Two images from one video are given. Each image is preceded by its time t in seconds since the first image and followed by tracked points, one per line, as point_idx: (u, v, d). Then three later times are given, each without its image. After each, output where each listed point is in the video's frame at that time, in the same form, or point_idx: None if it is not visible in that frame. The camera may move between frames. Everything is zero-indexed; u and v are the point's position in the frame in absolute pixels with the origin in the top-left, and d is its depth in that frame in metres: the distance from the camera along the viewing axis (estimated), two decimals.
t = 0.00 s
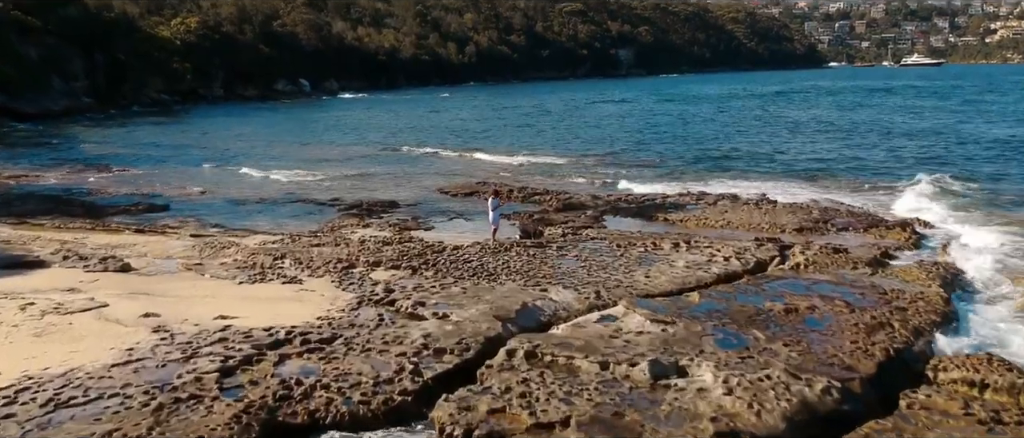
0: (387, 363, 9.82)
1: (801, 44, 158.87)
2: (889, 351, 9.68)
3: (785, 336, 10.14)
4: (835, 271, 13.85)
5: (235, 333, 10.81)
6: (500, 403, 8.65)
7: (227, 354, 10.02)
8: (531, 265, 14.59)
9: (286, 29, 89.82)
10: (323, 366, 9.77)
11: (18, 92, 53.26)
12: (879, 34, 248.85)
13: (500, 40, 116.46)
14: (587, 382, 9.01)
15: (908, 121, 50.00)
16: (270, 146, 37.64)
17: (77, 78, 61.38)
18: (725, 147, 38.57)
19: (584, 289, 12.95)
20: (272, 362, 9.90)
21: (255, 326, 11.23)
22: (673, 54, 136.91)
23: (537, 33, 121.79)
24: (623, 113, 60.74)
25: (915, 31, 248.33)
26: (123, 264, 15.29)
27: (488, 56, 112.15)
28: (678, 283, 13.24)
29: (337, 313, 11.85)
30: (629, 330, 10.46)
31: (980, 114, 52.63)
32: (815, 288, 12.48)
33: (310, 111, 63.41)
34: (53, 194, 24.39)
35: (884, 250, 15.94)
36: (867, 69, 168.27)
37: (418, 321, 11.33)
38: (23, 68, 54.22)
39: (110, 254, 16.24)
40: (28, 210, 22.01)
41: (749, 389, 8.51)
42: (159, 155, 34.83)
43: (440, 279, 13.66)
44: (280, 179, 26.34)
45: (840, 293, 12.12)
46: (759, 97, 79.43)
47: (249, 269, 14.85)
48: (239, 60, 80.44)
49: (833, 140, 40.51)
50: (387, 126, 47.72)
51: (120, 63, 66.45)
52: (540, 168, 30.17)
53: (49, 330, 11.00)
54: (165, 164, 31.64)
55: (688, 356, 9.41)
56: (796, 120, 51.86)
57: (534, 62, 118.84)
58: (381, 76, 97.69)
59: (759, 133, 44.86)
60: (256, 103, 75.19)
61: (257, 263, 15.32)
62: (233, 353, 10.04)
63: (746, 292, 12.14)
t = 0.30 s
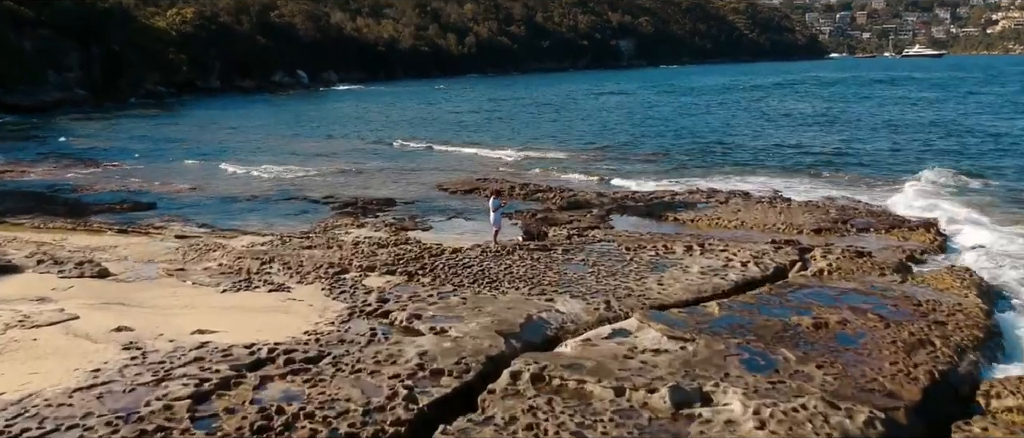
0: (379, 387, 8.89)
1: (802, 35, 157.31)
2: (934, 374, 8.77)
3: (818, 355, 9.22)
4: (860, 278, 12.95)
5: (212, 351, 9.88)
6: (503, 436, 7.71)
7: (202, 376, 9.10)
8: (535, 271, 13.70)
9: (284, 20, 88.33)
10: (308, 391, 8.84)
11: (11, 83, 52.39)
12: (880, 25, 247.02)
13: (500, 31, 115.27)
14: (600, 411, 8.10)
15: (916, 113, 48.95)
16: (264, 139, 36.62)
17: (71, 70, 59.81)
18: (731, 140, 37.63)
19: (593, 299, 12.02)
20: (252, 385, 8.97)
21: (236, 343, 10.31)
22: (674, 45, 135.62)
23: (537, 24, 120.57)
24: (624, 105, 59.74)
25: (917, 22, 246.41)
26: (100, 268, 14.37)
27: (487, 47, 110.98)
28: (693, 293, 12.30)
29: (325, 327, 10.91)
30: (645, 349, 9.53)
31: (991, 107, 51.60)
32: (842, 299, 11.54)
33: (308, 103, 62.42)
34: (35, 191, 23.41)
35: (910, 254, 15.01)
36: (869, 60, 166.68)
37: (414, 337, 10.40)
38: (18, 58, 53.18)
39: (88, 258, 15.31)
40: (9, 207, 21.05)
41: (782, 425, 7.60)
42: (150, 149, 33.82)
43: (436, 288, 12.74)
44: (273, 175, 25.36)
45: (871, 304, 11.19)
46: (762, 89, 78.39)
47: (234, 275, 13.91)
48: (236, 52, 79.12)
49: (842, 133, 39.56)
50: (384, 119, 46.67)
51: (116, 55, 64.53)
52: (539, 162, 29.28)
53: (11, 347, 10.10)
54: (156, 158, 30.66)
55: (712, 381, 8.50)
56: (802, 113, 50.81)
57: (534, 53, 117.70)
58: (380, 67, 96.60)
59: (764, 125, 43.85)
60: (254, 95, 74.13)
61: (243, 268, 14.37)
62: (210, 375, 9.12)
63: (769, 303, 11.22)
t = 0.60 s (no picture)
0: (367, 418, 7.99)
1: (803, 25, 155.94)
2: (987, 405, 7.87)
3: (856, 382, 8.31)
4: (888, 288, 12.01)
5: (183, 374, 8.96)
6: None
7: (171, 406, 8.17)
8: (538, 279, 12.74)
9: (281, 11, 87.14)
10: (287, 424, 7.92)
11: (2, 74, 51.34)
12: (881, 15, 245.33)
13: (499, 21, 114.03)
14: None
15: (923, 104, 47.97)
16: (257, 133, 35.65)
17: (64, 62, 58.86)
18: (737, 133, 36.69)
19: (601, 312, 11.07)
20: (226, 418, 8.07)
21: (212, 364, 9.38)
22: (675, 35, 134.37)
23: (537, 14, 119.32)
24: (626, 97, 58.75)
25: (918, 12, 244.69)
26: (73, 275, 13.42)
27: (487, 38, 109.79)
28: (710, 305, 11.36)
29: (311, 345, 9.97)
30: (662, 374, 8.59)
31: (1000, 98, 50.57)
32: (875, 314, 10.59)
33: (305, 94, 61.38)
34: (17, 189, 22.42)
35: (937, 259, 14.05)
36: (871, 50, 165.26)
37: (407, 358, 9.47)
38: (9, 48, 51.92)
39: (62, 264, 14.33)
40: None
41: None
42: (140, 143, 32.81)
43: (431, 299, 11.79)
44: (265, 172, 24.40)
45: (908, 320, 10.25)
46: (765, 80, 77.30)
47: (216, 284, 12.95)
48: (233, 42, 77.85)
49: (849, 125, 38.59)
50: (382, 112, 45.64)
51: (114, 49, 63.35)
52: (540, 157, 28.34)
53: None
54: (145, 153, 29.66)
55: (740, 415, 7.61)
56: (806, 104, 49.85)
57: (535, 44, 116.38)
58: (379, 58, 95.39)
59: (770, 118, 42.85)
60: (250, 86, 72.98)
61: (226, 276, 13.42)
62: (180, 405, 8.19)
63: (794, 319, 10.29)
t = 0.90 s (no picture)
0: None
1: (805, 16, 154.49)
2: None
3: (900, 419, 7.42)
4: (920, 301, 11.09)
5: (146, 406, 8.06)
6: None
7: None
8: (542, 290, 11.80)
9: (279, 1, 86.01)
10: None
11: None
12: (882, 6, 243.45)
13: (499, 12, 112.82)
14: None
15: (931, 96, 46.97)
16: (251, 126, 34.70)
17: (57, 54, 57.60)
18: (743, 126, 35.72)
19: (611, 328, 10.14)
20: None
21: (181, 392, 8.47)
22: (675, 26, 133.10)
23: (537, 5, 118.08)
24: (627, 88, 57.75)
25: (919, 3, 242.80)
26: (41, 284, 12.48)
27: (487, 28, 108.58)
28: (728, 320, 10.42)
29: (291, 368, 9.05)
30: (682, 406, 7.70)
31: (1008, 89, 49.56)
32: (911, 332, 9.66)
33: (302, 86, 60.33)
34: None
35: (967, 265, 13.10)
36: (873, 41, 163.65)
37: (398, 385, 8.55)
38: None
39: (32, 272, 13.39)
40: None
41: None
42: (130, 138, 31.86)
43: (425, 313, 10.85)
44: (255, 169, 23.48)
45: (949, 339, 9.33)
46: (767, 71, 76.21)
47: (194, 295, 12.00)
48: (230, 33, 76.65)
49: (857, 118, 37.59)
50: (379, 104, 44.66)
51: (104, 38, 62.12)
52: (542, 152, 27.40)
53: None
54: (134, 148, 28.76)
55: None
56: (811, 96, 48.88)
57: (535, 34, 115.16)
58: (377, 49, 94.24)
59: (775, 110, 41.88)
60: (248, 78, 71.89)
61: (206, 285, 12.46)
62: None
63: (823, 339, 9.37)
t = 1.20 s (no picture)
0: None
1: (808, 5, 152.87)
2: None
3: None
4: (955, 317, 10.16)
5: None
6: None
7: None
8: (544, 301, 10.85)
9: None
10: None
11: None
12: None
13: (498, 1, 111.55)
14: None
15: (938, 85, 45.91)
16: (243, 119, 33.75)
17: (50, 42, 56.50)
18: (748, 117, 34.76)
19: (619, 348, 9.20)
20: None
21: (141, 428, 7.59)
22: (676, 15, 131.69)
23: None
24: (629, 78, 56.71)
25: None
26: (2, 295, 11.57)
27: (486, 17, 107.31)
28: (747, 338, 9.51)
29: (265, 396, 8.15)
30: None
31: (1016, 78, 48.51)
32: (951, 354, 8.77)
33: (299, 76, 59.24)
34: None
35: (1000, 272, 12.16)
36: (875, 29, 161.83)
37: (383, 419, 7.69)
38: None
39: None
40: None
41: None
42: (120, 131, 30.92)
43: (415, 330, 9.90)
44: (243, 163, 22.55)
45: (995, 364, 8.41)
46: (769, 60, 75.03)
47: (167, 307, 11.08)
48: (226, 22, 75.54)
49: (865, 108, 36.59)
50: (376, 95, 43.66)
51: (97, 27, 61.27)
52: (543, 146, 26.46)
53: None
54: (122, 142, 27.81)
55: None
56: (815, 86, 47.84)
57: (535, 23, 113.84)
58: (376, 38, 93.04)
59: (781, 101, 40.87)
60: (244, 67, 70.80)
61: (181, 295, 11.52)
62: None
63: (855, 364, 8.46)
